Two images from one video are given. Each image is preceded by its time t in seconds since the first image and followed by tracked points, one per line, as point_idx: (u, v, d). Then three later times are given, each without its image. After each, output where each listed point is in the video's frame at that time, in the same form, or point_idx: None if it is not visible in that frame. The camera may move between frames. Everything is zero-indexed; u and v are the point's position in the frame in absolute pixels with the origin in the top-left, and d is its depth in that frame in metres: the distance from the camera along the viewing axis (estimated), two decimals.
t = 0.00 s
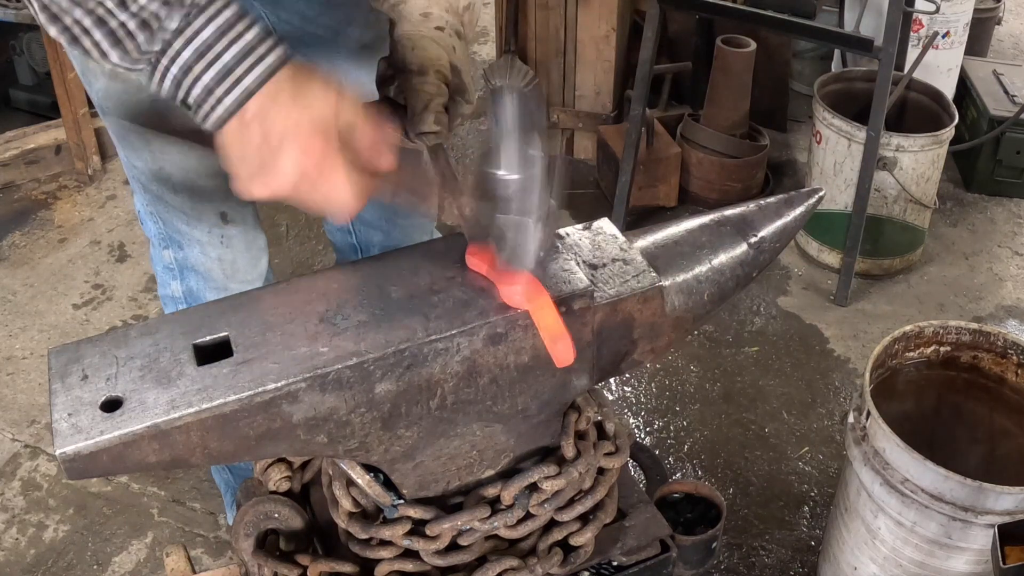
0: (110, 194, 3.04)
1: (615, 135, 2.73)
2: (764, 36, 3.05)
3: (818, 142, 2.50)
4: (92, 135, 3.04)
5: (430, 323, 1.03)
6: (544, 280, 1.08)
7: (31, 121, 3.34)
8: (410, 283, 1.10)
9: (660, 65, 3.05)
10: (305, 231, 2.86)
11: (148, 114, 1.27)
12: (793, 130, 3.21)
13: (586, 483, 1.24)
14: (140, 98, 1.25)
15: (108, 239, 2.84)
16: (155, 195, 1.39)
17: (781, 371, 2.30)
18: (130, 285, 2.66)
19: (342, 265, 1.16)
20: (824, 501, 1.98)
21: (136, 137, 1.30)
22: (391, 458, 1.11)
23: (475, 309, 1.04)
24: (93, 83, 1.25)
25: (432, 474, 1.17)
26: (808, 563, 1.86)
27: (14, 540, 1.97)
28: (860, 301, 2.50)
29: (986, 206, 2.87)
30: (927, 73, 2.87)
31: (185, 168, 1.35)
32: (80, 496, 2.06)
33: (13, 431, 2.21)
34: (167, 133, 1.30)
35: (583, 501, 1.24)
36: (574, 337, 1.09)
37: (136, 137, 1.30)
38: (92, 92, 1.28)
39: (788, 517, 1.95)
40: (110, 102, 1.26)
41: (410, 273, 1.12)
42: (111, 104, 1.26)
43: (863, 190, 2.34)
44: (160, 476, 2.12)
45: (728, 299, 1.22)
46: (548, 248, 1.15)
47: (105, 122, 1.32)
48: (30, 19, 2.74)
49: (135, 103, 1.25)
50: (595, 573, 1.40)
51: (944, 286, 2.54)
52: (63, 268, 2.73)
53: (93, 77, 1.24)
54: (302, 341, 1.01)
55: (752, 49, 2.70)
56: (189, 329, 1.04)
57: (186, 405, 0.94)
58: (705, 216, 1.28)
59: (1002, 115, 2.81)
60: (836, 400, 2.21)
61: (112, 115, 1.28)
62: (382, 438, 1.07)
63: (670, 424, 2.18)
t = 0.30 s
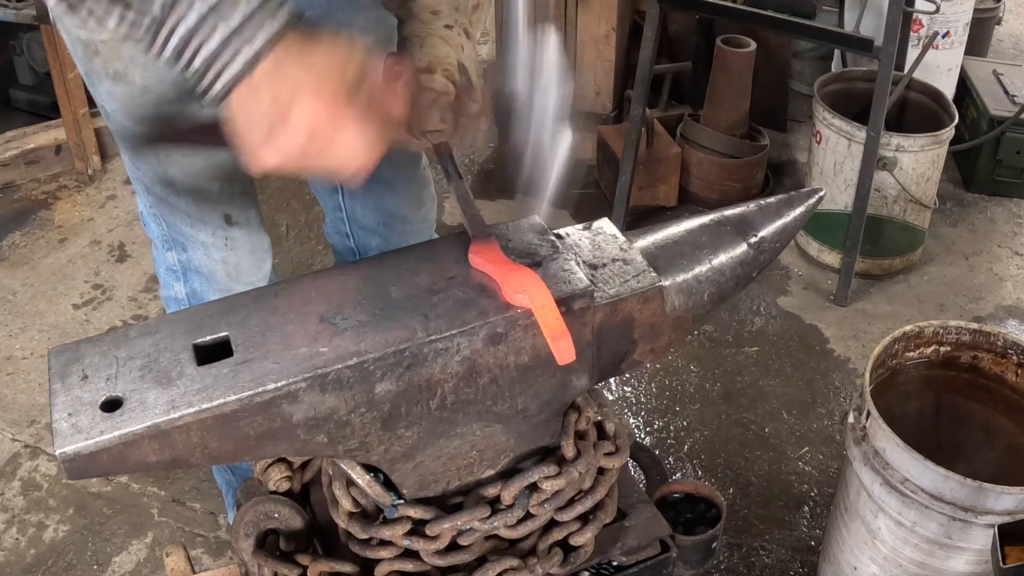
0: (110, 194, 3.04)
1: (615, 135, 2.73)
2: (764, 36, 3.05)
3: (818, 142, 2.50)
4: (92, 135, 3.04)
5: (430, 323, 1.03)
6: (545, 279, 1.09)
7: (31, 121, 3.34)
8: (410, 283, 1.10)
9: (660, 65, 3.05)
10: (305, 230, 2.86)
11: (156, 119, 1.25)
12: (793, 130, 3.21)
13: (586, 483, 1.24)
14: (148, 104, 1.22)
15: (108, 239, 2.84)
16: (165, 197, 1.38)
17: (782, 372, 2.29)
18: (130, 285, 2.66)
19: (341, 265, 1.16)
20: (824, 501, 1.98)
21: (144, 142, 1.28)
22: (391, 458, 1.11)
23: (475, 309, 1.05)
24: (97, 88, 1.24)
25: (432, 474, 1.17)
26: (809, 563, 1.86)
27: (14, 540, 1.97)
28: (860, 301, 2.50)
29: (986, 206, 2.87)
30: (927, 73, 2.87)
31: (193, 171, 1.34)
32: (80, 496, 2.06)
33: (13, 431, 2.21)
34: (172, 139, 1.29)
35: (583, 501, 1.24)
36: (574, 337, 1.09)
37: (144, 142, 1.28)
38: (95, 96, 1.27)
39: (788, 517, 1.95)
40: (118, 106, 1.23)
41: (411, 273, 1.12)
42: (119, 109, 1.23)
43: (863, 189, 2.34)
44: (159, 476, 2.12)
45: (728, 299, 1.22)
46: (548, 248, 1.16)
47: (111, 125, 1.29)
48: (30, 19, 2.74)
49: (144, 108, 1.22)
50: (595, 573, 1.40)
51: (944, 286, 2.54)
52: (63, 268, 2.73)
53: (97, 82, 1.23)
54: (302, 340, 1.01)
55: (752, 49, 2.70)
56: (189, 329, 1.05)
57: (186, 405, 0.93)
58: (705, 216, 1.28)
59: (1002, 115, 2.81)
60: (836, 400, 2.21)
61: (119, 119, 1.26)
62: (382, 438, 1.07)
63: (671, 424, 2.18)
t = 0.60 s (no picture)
0: (110, 194, 3.04)
1: (615, 135, 2.73)
2: (764, 36, 3.06)
3: (818, 142, 2.50)
4: (92, 135, 3.05)
5: (430, 323, 1.03)
6: (544, 280, 1.09)
7: (31, 121, 3.34)
8: (410, 283, 1.10)
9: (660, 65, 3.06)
10: (305, 230, 2.86)
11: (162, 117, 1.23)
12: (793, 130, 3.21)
13: (586, 483, 1.24)
14: (156, 101, 1.19)
15: (108, 239, 2.84)
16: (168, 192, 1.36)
17: (782, 371, 2.29)
18: (130, 285, 2.66)
19: (341, 265, 1.16)
20: (824, 502, 1.98)
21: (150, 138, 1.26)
22: (391, 458, 1.11)
23: (475, 309, 1.05)
24: (107, 82, 1.20)
25: (432, 474, 1.17)
26: (810, 563, 1.86)
27: (14, 540, 1.97)
28: (860, 301, 2.50)
29: (986, 206, 2.87)
30: (927, 73, 2.87)
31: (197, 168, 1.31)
32: (80, 496, 2.06)
33: (13, 431, 2.21)
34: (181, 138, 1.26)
35: (583, 501, 1.24)
36: (573, 337, 1.09)
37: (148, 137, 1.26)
38: (104, 90, 1.23)
39: (788, 517, 1.94)
40: (124, 102, 1.21)
41: (411, 273, 1.12)
42: (124, 104, 1.21)
43: (863, 189, 2.34)
44: (159, 476, 2.12)
45: (727, 299, 1.22)
46: (547, 247, 1.16)
47: (115, 118, 1.27)
48: (30, 19, 2.73)
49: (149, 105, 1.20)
50: (595, 573, 1.40)
51: (944, 286, 2.54)
52: (63, 268, 2.73)
53: (107, 77, 1.19)
54: (302, 341, 1.02)
55: (752, 49, 2.70)
56: (189, 329, 1.05)
57: (186, 405, 0.93)
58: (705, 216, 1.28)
59: (1002, 115, 2.81)
60: (836, 400, 2.21)
61: (124, 113, 1.24)
62: (382, 438, 1.07)
63: (671, 424, 2.18)
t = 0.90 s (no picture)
0: (110, 194, 3.04)
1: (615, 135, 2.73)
2: (764, 36, 3.06)
3: (818, 142, 2.50)
4: (92, 135, 3.05)
5: (430, 323, 1.03)
6: (544, 280, 1.09)
7: (31, 121, 3.34)
8: (411, 283, 1.10)
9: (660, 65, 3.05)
10: (306, 230, 2.86)
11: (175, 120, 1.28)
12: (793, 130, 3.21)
13: (586, 483, 1.24)
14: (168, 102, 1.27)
15: (108, 239, 2.84)
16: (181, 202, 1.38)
17: (781, 371, 2.30)
18: (130, 285, 2.66)
19: (341, 265, 1.16)
20: (824, 501, 1.98)
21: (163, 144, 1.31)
22: (391, 458, 1.11)
23: (476, 309, 1.04)
24: (120, 88, 1.27)
25: (432, 474, 1.17)
26: (809, 563, 1.86)
27: (14, 540, 1.97)
28: (860, 301, 2.51)
29: (986, 206, 2.87)
30: (927, 73, 2.87)
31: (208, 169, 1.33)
32: (80, 496, 2.06)
33: (13, 431, 2.21)
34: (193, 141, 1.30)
35: (583, 501, 1.24)
36: (573, 337, 1.09)
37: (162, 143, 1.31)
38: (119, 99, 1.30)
39: (787, 517, 1.94)
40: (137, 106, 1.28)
41: (411, 273, 1.12)
42: (137, 107, 1.28)
43: (863, 190, 2.34)
44: (159, 476, 2.12)
45: (727, 299, 1.22)
46: (548, 247, 1.16)
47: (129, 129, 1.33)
48: (30, 19, 2.73)
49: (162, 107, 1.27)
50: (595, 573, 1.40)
51: (944, 286, 2.54)
52: (63, 268, 2.73)
53: (120, 82, 1.27)
54: (302, 340, 1.02)
55: (752, 49, 2.70)
56: (189, 329, 1.05)
57: (186, 405, 0.93)
58: (705, 217, 1.28)
59: (1002, 114, 2.81)
60: (836, 400, 2.21)
61: (139, 121, 1.30)
62: (382, 438, 1.07)
63: (670, 424, 2.18)
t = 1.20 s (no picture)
0: (110, 194, 3.04)
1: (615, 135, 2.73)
2: (764, 36, 3.06)
3: (818, 142, 2.50)
4: (92, 135, 3.05)
5: (430, 323, 1.03)
6: (544, 280, 1.09)
7: (31, 121, 3.34)
8: (411, 283, 1.10)
9: (660, 65, 3.06)
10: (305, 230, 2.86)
11: (237, 147, 1.26)
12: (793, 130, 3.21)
13: (586, 483, 1.24)
14: (228, 125, 1.24)
15: (108, 239, 2.84)
16: (244, 236, 1.36)
17: (781, 371, 2.29)
18: (130, 285, 2.66)
19: (341, 265, 1.16)
20: (824, 501, 1.98)
21: (222, 174, 1.28)
22: (391, 458, 1.11)
23: (476, 310, 1.04)
24: (170, 115, 1.23)
25: (432, 474, 1.17)
26: (810, 563, 1.86)
27: (14, 540, 1.97)
28: (860, 301, 2.51)
29: (986, 206, 2.87)
30: (927, 73, 2.87)
31: (269, 188, 1.31)
32: (80, 496, 2.06)
33: (13, 431, 2.21)
34: (254, 166, 1.29)
35: (582, 501, 1.24)
36: (573, 337, 1.09)
37: (219, 172, 1.28)
38: (165, 129, 1.26)
39: (788, 517, 1.94)
40: (192, 136, 1.25)
41: (411, 273, 1.12)
42: (193, 137, 1.25)
43: (863, 190, 2.34)
44: (159, 476, 2.12)
45: (728, 299, 1.22)
46: (548, 247, 1.16)
47: (176, 162, 1.30)
48: (30, 19, 2.73)
49: (223, 133, 1.24)
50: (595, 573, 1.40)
51: (944, 286, 2.54)
52: (63, 268, 2.73)
53: (170, 108, 1.23)
54: (302, 340, 1.02)
55: (752, 49, 2.70)
56: (189, 329, 1.05)
57: (186, 405, 0.93)
58: (706, 218, 1.28)
59: (1002, 115, 2.80)
60: (836, 400, 2.21)
61: (192, 153, 1.27)
62: (382, 438, 1.07)
63: (671, 424, 2.18)
